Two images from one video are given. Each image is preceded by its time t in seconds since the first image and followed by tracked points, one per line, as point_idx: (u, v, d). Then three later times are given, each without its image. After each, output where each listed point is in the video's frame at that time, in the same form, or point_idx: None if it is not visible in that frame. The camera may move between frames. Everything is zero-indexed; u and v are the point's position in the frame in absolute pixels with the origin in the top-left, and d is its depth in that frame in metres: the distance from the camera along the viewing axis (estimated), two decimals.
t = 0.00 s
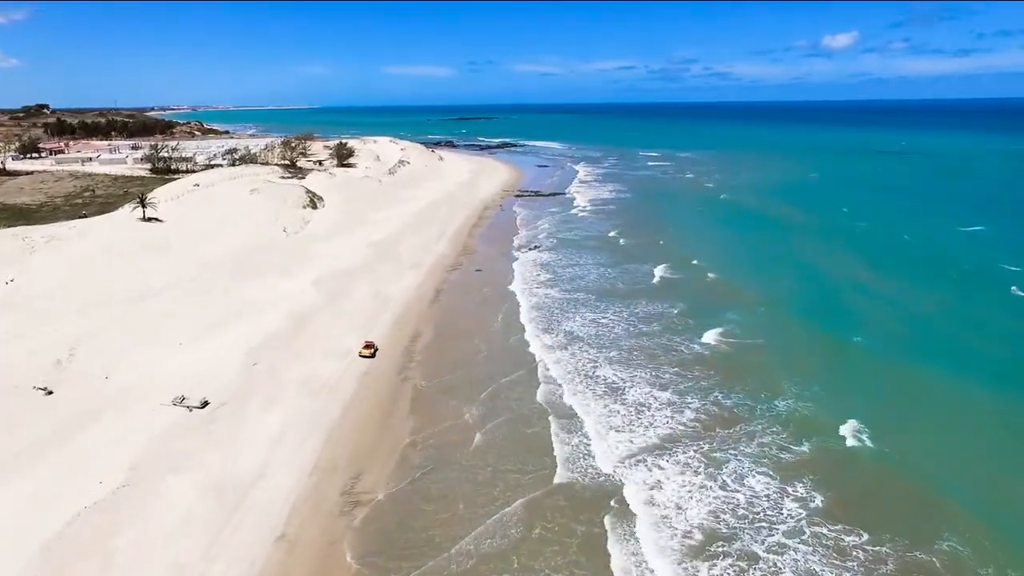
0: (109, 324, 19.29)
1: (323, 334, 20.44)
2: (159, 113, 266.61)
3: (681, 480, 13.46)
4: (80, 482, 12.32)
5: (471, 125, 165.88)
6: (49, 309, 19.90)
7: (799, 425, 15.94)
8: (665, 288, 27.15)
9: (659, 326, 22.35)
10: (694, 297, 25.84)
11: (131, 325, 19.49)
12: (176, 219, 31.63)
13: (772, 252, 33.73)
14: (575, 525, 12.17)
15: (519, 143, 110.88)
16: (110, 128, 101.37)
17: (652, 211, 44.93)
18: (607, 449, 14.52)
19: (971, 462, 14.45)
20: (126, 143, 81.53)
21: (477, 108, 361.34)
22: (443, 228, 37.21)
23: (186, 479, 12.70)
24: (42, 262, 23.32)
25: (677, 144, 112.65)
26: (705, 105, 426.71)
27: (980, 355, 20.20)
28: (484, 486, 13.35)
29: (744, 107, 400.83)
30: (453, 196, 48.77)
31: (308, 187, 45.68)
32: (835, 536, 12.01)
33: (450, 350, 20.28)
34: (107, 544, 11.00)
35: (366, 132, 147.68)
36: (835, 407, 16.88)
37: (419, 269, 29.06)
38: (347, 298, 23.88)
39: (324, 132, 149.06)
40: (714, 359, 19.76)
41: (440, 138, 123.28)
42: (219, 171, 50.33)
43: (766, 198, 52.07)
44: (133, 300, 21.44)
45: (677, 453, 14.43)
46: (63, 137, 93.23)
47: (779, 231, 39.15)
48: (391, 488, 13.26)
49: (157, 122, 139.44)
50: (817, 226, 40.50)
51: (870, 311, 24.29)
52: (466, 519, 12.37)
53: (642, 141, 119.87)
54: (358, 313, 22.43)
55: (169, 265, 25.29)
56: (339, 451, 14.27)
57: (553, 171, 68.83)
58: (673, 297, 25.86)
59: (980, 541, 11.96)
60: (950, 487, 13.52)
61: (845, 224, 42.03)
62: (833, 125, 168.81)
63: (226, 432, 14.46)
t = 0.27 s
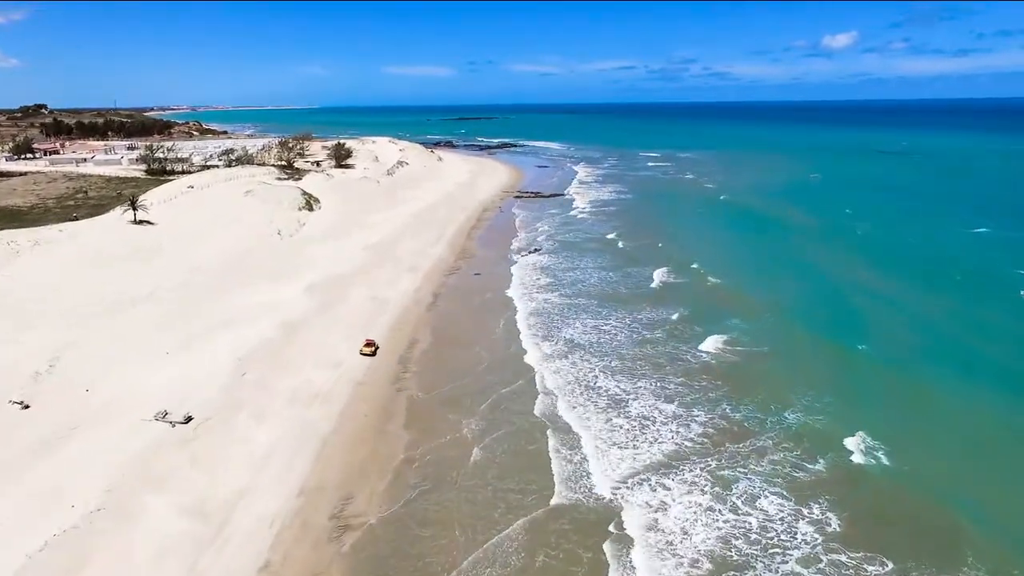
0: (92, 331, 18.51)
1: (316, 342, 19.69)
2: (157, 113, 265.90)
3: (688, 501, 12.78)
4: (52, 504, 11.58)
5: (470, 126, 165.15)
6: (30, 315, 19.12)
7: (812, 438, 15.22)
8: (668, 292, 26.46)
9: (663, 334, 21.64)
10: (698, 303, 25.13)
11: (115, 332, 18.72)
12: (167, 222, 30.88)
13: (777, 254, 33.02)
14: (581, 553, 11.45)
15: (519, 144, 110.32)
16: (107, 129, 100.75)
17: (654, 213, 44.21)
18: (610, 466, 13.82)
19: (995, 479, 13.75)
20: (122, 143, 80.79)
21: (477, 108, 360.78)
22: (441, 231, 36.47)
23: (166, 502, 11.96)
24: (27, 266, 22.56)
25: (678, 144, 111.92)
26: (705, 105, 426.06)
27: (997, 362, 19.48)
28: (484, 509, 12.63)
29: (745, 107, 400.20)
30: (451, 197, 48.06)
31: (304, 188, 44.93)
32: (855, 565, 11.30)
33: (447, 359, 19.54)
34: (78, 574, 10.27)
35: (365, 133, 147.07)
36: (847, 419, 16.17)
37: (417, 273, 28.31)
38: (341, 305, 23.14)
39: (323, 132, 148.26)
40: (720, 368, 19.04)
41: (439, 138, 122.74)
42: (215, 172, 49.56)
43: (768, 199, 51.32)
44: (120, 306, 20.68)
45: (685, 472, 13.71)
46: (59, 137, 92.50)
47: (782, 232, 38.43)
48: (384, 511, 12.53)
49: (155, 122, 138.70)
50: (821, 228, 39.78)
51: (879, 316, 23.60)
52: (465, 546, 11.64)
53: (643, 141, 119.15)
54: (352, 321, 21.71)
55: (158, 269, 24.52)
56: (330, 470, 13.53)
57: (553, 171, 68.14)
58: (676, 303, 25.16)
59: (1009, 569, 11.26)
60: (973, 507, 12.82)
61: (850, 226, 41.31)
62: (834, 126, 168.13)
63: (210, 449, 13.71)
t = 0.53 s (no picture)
0: (75, 341, 17.85)
1: (308, 352, 19.00)
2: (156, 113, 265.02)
3: (698, 525, 12.10)
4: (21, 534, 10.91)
5: (469, 126, 164.40)
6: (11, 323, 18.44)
7: (827, 454, 14.53)
8: (673, 298, 25.76)
9: (668, 342, 20.94)
10: (703, 309, 24.43)
11: (99, 342, 18.05)
12: (159, 225, 30.21)
13: (782, 257, 32.33)
14: None
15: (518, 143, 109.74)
16: (105, 129, 100.12)
17: (655, 215, 43.48)
18: (615, 486, 13.13)
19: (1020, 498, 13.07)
20: (119, 143, 80.13)
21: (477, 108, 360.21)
22: (439, 234, 35.73)
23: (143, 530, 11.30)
24: (11, 272, 21.89)
25: (678, 144, 111.19)
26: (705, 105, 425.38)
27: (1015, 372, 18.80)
28: (483, 534, 11.96)
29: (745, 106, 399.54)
30: (450, 198, 47.39)
31: (301, 189, 44.26)
32: None
33: (445, 369, 18.85)
34: None
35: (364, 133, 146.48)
36: (862, 433, 15.49)
37: (414, 277, 27.65)
38: (335, 312, 22.42)
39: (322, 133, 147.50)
40: (728, 379, 18.34)
41: (439, 138, 122.09)
42: (210, 173, 48.83)
43: (772, 201, 50.61)
44: (105, 313, 20.00)
45: (694, 492, 13.02)
46: (56, 138, 91.86)
47: (787, 235, 37.75)
48: (378, 536, 11.86)
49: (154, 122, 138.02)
50: (826, 230, 39.09)
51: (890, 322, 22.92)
52: None
53: (643, 141, 118.45)
54: (347, 329, 20.99)
55: (148, 274, 23.84)
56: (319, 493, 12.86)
57: (553, 172, 67.48)
58: (681, 309, 24.46)
59: None
60: (999, 531, 12.14)
61: (855, 227, 40.62)
62: (835, 125, 167.43)
63: (192, 470, 13.04)
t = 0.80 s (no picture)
0: (57, 352, 17.16)
1: (299, 362, 18.30)
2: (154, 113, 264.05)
3: (709, 551, 11.41)
4: None
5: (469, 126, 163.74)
6: None
7: (843, 472, 13.83)
8: (677, 304, 25.08)
9: (673, 350, 20.26)
10: (708, 316, 23.78)
11: (81, 353, 17.35)
12: (150, 228, 29.51)
13: (787, 261, 31.66)
14: None
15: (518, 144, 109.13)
16: (101, 129, 99.44)
17: (657, 217, 42.79)
18: (620, 509, 12.44)
19: None
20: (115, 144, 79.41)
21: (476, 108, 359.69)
22: (438, 238, 35.02)
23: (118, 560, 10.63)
24: None
25: (679, 145, 110.54)
26: (706, 105, 424.76)
27: None
28: (483, 561, 11.27)
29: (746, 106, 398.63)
30: (449, 200, 46.70)
31: (297, 191, 43.57)
32: None
33: (442, 380, 18.15)
34: None
35: (362, 133, 145.91)
36: (878, 449, 14.80)
37: (411, 282, 26.95)
38: (329, 320, 21.68)
39: (321, 134, 147.02)
40: (737, 391, 17.66)
41: (438, 138, 121.46)
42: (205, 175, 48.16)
43: (774, 203, 49.98)
44: (90, 321, 19.29)
45: (703, 515, 12.33)
46: (52, 138, 91.15)
47: (791, 238, 37.10)
48: (371, 565, 11.18)
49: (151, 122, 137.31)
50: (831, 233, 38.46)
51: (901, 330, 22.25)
52: None
53: (644, 141, 117.85)
54: (341, 337, 20.29)
55: (136, 280, 23.14)
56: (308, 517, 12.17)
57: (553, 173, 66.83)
58: (685, 315, 23.84)
59: None
60: None
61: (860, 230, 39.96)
62: (836, 126, 166.77)
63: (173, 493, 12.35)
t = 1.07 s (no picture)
0: (37, 362, 16.43)
1: (291, 372, 17.57)
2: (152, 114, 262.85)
3: None
4: None
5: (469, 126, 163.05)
6: None
7: (861, 492, 13.11)
8: (683, 310, 24.36)
9: (679, 360, 19.55)
10: (715, 322, 23.04)
11: (63, 363, 16.61)
12: (141, 231, 28.79)
13: (793, 264, 30.93)
14: None
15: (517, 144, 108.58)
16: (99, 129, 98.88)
17: (659, 219, 42.05)
18: (624, 535, 11.73)
19: None
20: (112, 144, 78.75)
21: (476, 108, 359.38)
22: (436, 241, 34.27)
23: None
24: None
25: (680, 146, 109.89)
26: (706, 105, 424.17)
27: None
28: None
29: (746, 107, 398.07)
30: (448, 202, 46.00)
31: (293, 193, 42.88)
32: None
33: (440, 392, 17.42)
34: None
35: (361, 133, 145.42)
36: (896, 467, 14.09)
37: (408, 287, 26.23)
38: (323, 327, 20.95)
39: (320, 134, 146.33)
40: (747, 403, 16.95)
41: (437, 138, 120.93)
42: (201, 176, 47.41)
43: (778, 204, 49.27)
44: (73, 329, 18.56)
45: (714, 541, 11.61)
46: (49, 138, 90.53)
47: (797, 240, 36.36)
48: None
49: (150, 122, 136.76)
50: (837, 234, 37.73)
51: (914, 336, 21.53)
52: None
53: (645, 141, 117.20)
54: (335, 345, 19.55)
55: (124, 285, 22.42)
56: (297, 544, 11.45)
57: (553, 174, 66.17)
58: (691, 321, 23.13)
59: None
60: None
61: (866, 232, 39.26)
62: (837, 125, 166.10)
63: (153, 517, 11.63)
